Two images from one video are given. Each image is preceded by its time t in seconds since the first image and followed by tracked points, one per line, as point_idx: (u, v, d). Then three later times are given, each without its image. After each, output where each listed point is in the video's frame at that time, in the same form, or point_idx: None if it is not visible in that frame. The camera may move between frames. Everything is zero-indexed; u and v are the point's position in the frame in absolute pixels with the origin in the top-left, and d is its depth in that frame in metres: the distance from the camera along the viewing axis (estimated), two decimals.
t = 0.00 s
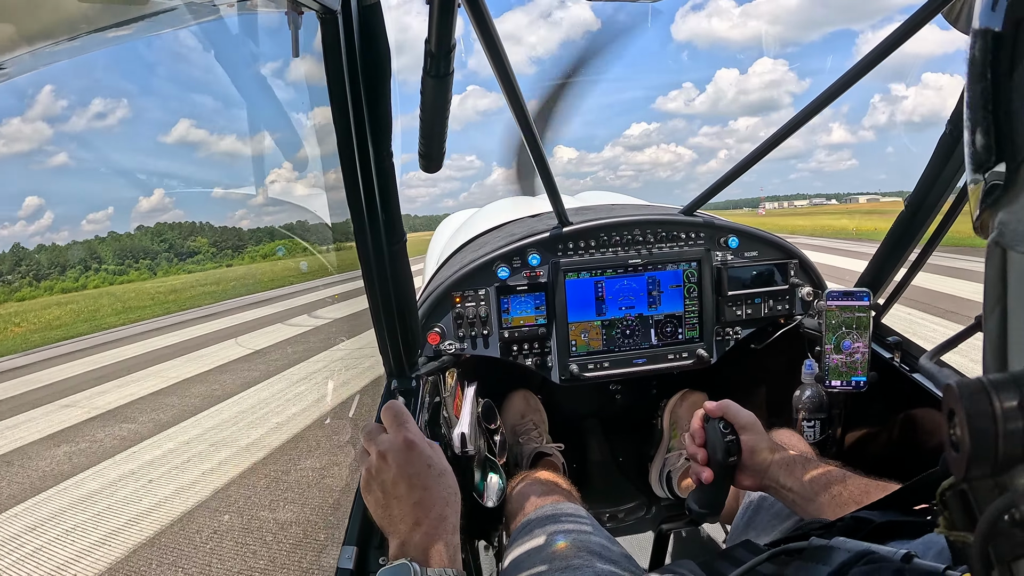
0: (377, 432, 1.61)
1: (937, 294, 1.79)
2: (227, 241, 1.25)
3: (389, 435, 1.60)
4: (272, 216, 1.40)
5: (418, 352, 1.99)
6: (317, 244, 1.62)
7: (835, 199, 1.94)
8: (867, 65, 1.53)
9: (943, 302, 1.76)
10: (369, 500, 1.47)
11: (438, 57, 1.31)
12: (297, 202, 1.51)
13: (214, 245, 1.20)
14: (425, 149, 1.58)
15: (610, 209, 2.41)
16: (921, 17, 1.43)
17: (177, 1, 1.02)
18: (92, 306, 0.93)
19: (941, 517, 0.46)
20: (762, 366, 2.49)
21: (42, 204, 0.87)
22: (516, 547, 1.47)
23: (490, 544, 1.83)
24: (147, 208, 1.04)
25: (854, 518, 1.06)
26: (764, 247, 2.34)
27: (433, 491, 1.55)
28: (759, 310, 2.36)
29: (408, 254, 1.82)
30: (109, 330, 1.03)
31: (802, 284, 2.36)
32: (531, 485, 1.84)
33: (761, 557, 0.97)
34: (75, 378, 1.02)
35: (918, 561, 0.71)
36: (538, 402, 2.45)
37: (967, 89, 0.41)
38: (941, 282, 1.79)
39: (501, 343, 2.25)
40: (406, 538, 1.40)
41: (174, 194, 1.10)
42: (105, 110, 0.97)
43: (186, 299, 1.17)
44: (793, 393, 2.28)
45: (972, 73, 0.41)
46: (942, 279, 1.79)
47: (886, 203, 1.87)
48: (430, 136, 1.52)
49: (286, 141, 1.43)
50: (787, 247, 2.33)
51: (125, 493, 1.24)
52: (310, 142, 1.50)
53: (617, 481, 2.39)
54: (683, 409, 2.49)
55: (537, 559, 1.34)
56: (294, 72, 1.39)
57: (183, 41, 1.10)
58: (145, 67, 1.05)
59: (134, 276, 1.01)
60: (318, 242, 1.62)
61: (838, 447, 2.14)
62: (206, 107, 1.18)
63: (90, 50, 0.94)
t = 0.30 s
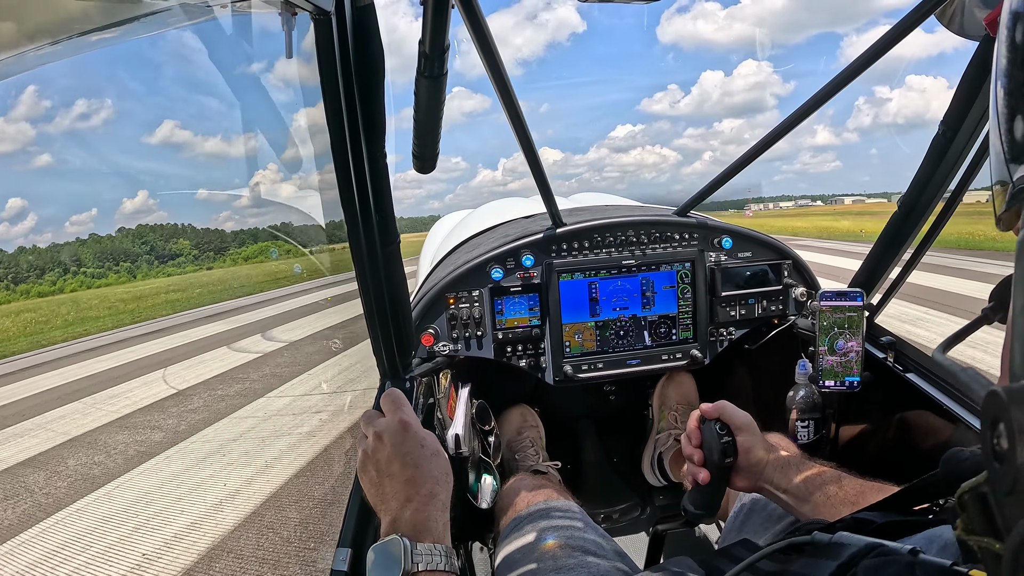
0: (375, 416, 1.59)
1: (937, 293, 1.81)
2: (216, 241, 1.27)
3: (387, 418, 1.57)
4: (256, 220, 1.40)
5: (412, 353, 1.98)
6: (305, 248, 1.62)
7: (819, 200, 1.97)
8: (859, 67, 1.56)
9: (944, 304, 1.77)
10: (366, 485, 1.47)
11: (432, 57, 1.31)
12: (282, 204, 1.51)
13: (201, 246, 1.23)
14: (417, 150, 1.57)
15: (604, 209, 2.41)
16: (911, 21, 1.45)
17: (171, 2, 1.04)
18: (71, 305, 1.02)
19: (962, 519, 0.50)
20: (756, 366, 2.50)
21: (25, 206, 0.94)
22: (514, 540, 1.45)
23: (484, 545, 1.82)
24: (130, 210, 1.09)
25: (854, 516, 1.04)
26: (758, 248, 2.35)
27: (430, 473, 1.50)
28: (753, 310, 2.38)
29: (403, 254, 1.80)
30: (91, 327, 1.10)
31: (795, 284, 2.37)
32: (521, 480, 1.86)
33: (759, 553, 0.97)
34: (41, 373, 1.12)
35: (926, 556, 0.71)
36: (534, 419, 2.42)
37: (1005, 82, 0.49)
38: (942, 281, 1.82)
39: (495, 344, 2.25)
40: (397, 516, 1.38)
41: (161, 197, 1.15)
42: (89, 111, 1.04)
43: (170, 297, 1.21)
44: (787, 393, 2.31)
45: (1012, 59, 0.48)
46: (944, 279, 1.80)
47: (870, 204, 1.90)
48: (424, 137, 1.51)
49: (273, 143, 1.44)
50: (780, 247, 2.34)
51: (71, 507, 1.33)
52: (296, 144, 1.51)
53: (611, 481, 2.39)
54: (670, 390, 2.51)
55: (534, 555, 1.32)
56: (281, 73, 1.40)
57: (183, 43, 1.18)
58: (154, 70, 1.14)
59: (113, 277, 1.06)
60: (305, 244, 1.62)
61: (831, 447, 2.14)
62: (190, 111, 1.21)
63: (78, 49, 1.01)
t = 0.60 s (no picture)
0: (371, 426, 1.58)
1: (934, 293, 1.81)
2: (197, 244, 1.36)
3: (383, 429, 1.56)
4: (241, 220, 1.51)
5: (411, 355, 1.98)
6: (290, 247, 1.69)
7: (806, 202, 2.00)
8: (856, 69, 1.56)
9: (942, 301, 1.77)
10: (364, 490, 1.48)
11: (431, 58, 1.31)
12: (265, 205, 1.59)
13: (182, 249, 1.31)
14: (415, 151, 1.57)
15: (603, 211, 2.41)
16: (907, 24, 1.46)
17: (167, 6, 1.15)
18: (75, 304, 1.13)
19: (959, 500, 0.48)
20: (756, 367, 2.50)
21: (9, 208, 1.01)
22: (509, 541, 1.45)
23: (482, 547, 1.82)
24: (114, 212, 1.19)
25: (859, 511, 1.05)
26: (757, 249, 2.35)
27: (425, 479, 1.53)
28: (752, 311, 2.38)
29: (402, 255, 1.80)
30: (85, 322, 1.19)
31: (795, 285, 2.37)
32: (520, 478, 1.87)
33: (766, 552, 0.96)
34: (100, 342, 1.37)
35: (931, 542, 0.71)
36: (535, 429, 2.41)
37: (992, 93, 0.49)
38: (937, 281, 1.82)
39: (494, 346, 2.25)
40: (398, 526, 1.41)
41: (144, 199, 1.26)
42: (72, 111, 1.15)
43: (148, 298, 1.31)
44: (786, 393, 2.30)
45: (999, 73, 0.48)
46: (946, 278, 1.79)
47: (856, 205, 1.89)
48: (425, 140, 1.51)
49: (249, 144, 1.47)
50: (779, 248, 2.34)
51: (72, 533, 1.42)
52: (281, 145, 1.55)
53: (611, 483, 2.38)
54: (667, 386, 2.54)
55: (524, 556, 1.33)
56: (267, 72, 1.43)
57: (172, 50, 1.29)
58: (166, 79, 1.31)
59: (90, 280, 1.13)
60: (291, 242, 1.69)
61: (831, 447, 2.15)
62: (189, 122, 1.35)
63: (96, 57, 1.17)
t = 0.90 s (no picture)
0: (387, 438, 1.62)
1: (943, 290, 1.81)
2: (178, 243, 1.13)
3: (402, 444, 1.60)
4: (225, 222, 1.27)
5: (414, 357, 1.98)
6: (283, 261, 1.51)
7: (791, 204, 2.08)
8: (859, 65, 1.55)
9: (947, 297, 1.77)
10: (376, 497, 1.51)
11: (432, 59, 1.31)
12: (249, 208, 1.36)
13: (164, 251, 1.08)
14: (417, 153, 1.57)
15: (605, 211, 2.41)
16: (907, 21, 1.45)
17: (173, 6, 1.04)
18: (40, 316, 0.87)
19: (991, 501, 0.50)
20: (761, 366, 2.50)
21: None
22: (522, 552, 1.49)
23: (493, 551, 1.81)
24: (98, 213, 0.96)
25: (871, 509, 1.04)
26: (760, 247, 2.34)
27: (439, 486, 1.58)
28: (756, 310, 2.38)
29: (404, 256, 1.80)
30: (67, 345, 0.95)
31: (798, 284, 2.37)
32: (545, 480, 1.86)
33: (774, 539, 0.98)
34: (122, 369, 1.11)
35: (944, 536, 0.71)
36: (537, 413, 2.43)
37: None
38: (945, 279, 1.82)
39: (498, 347, 2.25)
40: (410, 537, 1.43)
41: (127, 199, 1.03)
42: (57, 111, 0.90)
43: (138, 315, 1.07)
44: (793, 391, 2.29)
45: None
46: (950, 276, 1.79)
47: (841, 207, 1.95)
48: (427, 142, 1.51)
49: (233, 146, 1.28)
50: (782, 246, 2.33)
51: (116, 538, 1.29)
52: (265, 147, 1.39)
53: (616, 482, 2.38)
54: (679, 403, 2.50)
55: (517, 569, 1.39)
56: (250, 74, 1.29)
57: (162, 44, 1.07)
58: (174, 78, 1.11)
59: (66, 285, 0.90)
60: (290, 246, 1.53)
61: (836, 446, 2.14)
62: (177, 119, 1.12)
63: (85, 59, 0.94)
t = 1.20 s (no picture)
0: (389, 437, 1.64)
1: (938, 287, 1.81)
2: (159, 246, 1.15)
3: (400, 444, 1.62)
4: (210, 224, 1.29)
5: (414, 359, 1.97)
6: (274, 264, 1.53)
7: (777, 206, 2.13)
8: (856, 62, 1.55)
9: (944, 293, 1.77)
10: (376, 496, 1.51)
11: (429, 61, 1.31)
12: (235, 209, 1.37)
13: (145, 254, 1.12)
14: (413, 154, 1.57)
15: (603, 211, 2.40)
16: (901, 19, 1.45)
17: (168, 12, 1.09)
18: (13, 319, 0.92)
19: (977, 498, 0.50)
20: (760, 365, 2.50)
21: None
22: (510, 546, 1.49)
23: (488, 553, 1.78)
24: (80, 215, 1.01)
25: (865, 510, 1.04)
26: (759, 246, 2.34)
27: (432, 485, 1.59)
28: (755, 308, 2.38)
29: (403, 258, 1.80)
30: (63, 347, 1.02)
31: (797, 282, 2.37)
32: (528, 480, 1.85)
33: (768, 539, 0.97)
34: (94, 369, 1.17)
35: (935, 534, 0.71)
36: (539, 424, 2.40)
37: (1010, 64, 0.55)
38: (940, 277, 1.82)
39: (496, 347, 2.25)
40: (410, 538, 1.43)
41: (112, 202, 1.07)
42: (38, 112, 0.95)
43: (120, 313, 1.12)
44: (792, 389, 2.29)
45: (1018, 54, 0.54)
46: (947, 273, 1.79)
47: (827, 209, 2.01)
48: (423, 143, 1.51)
49: (220, 147, 1.30)
50: (781, 245, 2.33)
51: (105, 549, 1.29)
52: (251, 149, 1.40)
53: (616, 481, 2.39)
54: (675, 391, 2.51)
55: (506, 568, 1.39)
56: (236, 74, 1.31)
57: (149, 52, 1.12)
58: (160, 80, 1.15)
59: (43, 288, 0.95)
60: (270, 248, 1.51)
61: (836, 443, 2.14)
62: (156, 122, 1.14)
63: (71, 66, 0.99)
